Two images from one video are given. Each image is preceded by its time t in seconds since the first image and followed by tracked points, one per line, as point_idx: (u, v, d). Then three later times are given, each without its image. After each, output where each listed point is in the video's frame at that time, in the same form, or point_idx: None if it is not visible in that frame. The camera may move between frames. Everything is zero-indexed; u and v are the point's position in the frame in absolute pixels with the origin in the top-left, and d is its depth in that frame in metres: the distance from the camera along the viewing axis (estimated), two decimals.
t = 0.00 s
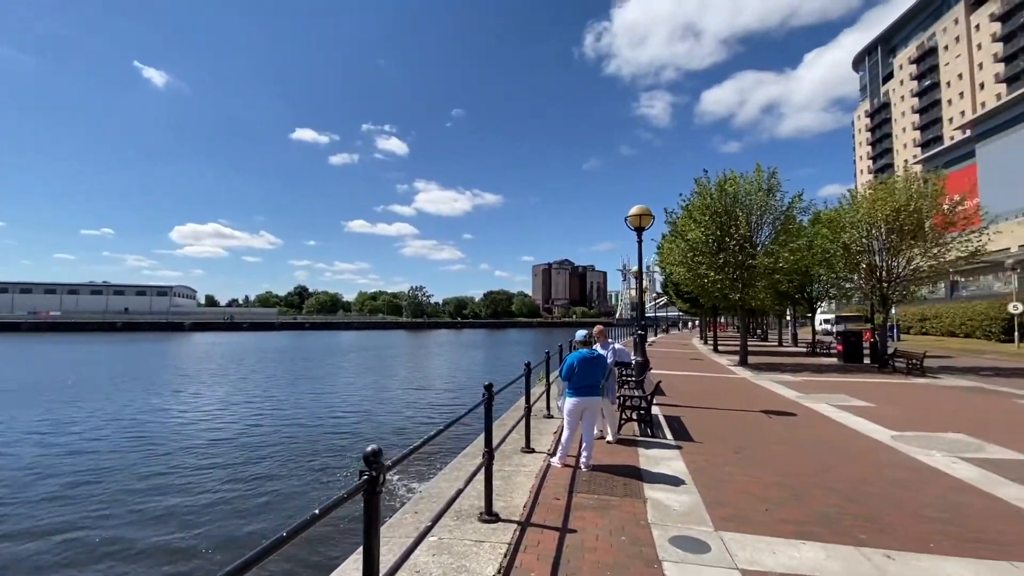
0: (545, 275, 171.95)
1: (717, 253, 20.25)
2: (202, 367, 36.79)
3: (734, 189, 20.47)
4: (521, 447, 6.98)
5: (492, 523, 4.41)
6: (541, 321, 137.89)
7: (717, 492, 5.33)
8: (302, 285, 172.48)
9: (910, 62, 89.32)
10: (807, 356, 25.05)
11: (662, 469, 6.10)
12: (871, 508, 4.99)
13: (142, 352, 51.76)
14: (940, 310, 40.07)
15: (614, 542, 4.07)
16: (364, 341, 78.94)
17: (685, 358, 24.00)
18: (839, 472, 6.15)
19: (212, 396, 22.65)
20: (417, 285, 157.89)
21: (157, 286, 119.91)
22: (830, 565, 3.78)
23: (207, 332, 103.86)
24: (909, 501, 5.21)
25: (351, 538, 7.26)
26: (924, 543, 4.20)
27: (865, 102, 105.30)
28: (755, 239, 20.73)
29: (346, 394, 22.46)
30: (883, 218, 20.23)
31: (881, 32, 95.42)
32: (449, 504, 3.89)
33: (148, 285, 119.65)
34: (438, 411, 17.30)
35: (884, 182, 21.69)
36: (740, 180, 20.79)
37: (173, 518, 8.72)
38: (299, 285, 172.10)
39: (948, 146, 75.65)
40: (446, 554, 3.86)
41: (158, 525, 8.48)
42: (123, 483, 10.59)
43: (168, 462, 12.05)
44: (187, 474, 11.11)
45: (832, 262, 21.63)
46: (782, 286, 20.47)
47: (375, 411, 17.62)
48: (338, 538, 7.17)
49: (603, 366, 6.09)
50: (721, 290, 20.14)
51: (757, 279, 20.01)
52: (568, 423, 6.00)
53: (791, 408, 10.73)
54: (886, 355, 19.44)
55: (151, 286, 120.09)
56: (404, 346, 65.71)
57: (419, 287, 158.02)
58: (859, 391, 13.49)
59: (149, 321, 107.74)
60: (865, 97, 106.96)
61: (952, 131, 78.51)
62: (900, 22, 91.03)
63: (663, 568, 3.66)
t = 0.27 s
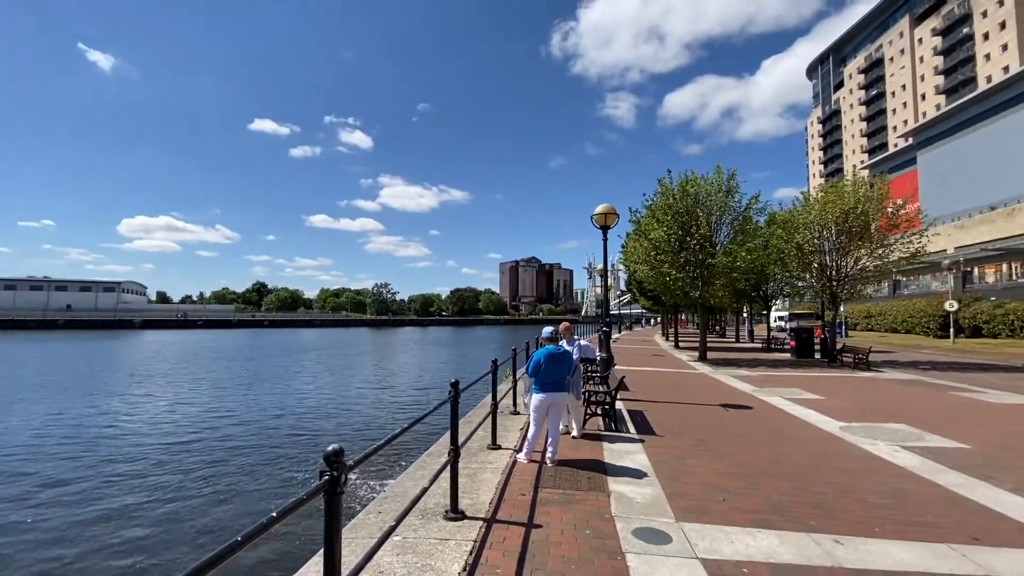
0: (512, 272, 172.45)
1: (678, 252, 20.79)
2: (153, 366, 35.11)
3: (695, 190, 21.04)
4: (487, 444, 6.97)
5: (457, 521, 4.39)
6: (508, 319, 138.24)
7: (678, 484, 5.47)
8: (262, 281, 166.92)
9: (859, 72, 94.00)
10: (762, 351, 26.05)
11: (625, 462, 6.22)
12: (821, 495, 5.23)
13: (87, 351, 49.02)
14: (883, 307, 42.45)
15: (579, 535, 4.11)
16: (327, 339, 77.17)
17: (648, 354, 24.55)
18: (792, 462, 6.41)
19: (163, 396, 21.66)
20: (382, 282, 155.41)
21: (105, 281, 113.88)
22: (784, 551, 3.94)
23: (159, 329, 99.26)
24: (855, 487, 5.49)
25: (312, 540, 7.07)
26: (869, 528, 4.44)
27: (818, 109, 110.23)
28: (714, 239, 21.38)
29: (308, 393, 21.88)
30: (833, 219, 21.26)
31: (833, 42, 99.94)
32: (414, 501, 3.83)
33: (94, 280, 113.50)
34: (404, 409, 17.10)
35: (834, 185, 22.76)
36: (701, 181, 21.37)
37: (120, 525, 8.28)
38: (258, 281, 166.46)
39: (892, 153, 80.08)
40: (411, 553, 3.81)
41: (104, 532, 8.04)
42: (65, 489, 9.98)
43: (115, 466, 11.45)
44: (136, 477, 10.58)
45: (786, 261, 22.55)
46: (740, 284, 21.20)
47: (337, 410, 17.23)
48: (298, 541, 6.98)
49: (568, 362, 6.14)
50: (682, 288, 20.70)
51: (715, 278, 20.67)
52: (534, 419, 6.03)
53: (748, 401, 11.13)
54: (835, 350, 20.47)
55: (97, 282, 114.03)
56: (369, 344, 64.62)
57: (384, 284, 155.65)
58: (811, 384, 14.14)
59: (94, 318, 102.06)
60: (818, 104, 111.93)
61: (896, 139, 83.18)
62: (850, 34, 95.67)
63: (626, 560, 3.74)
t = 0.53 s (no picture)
0: (482, 270, 172.18)
1: (646, 251, 21.20)
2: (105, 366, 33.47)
3: (662, 190, 21.48)
4: (457, 443, 6.94)
5: (426, 520, 4.35)
6: (478, 317, 138.06)
7: (644, 478, 5.59)
8: (222, 278, 161.28)
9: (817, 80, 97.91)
10: (725, 348, 26.87)
11: (593, 457, 6.31)
12: (780, 486, 5.43)
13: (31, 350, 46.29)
14: (838, 305, 44.38)
15: (549, 531, 4.15)
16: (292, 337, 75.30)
17: (616, 351, 24.97)
18: (753, 455, 6.63)
19: (116, 397, 20.66)
20: (349, 279, 152.59)
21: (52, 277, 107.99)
22: (745, 541, 4.08)
23: (111, 328, 94.70)
24: (811, 478, 5.74)
25: (275, 543, 6.90)
26: (825, 516, 4.64)
27: (778, 114, 114.24)
28: (680, 239, 21.87)
29: (272, 392, 21.28)
30: (792, 221, 22.10)
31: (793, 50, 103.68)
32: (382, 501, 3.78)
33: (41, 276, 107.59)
34: (371, 408, 16.84)
35: (793, 188, 23.64)
36: (667, 182, 21.81)
37: (68, 532, 7.85)
38: (219, 278, 160.73)
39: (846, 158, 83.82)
40: (379, 553, 3.76)
41: (50, 540, 7.60)
42: (6, 496, 9.40)
43: (62, 470, 10.84)
44: (86, 482, 10.05)
45: (748, 260, 23.29)
46: (704, 283, 21.79)
47: (302, 410, 16.82)
48: (261, 545, 6.78)
49: (540, 359, 6.18)
50: (649, 286, 21.12)
51: (681, 277, 21.16)
52: (504, 416, 6.03)
53: (711, 397, 11.44)
54: (793, 346, 21.30)
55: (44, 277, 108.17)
56: (335, 342, 63.32)
57: (352, 281, 152.87)
58: (770, 380, 14.66)
59: (40, 316, 96.54)
60: (778, 109, 116.01)
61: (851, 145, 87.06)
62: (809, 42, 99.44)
63: (595, 554, 3.79)
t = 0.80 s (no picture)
0: (457, 269, 171.35)
1: (618, 250, 21.49)
2: (59, 367, 31.91)
3: (635, 191, 21.78)
4: (430, 442, 6.90)
5: (398, 520, 4.31)
6: (453, 316, 137.31)
7: (616, 474, 5.66)
8: (187, 276, 155.87)
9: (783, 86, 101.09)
10: (695, 346, 27.49)
11: (567, 455, 6.35)
12: (747, 479, 5.57)
13: None
14: (801, 305, 45.94)
15: (522, 528, 4.16)
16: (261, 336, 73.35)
17: (589, 349, 25.21)
18: (722, 449, 6.78)
19: (71, 400, 19.71)
20: (321, 278, 149.60)
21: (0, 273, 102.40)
22: (712, 533, 4.17)
23: (66, 327, 90.35)
24: (776, 471, 5.92)
25: (240, 547, 6.70)
26: (789, 508, 4.78)
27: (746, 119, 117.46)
28: (652, 239, 22.22)
29: (239, 393, 20.68)
30: (759, 223, 22.78)
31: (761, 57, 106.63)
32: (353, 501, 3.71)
33: None
34: (342, 408, 16.55)
35: (760, 191, 24.34)
36: (640, 183, 22.14)
37: (18, 540, 7.46)
38: (183, 276, 155.30)
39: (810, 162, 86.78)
40: (350, 555, 3.70)
41: None
42: None
43: (11, 476, 10.28)
44: (37, 488, 9.56)
45: (716, 260, 23.86)
46: (674, 282, 22.20)
47: (271, 411, 16.41)
48: (225, 549, 6.58)
49: (514, 357, 6.19)
50: (622, 285, 21.42)
51: (652, 276, 21.51)
52: (478, 414, 6.01)
53: (681, 394, 11.67)
54: (759, 345, 21.93)
55: None
56: (305, 342, 62.01)
57: (323, 279, 149.92)
58: (738, 377, 15.06)
59: None
60: (746, 114, 119.29)
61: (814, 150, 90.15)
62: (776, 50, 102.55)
63: (567, 550, 3.82)
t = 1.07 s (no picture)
0: (435, 270, 170.09)
1: (596, 252, 21.70)
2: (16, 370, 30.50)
3: (612, 193, 21.99)
4: (406, 444, 6.82)
5: (373, 524, 4.24)
6: (431, 317, 136.25)
7: (593, 473, 5.70)
8: (154, 275, 150.78)
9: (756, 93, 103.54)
10: (670, 347, 27.95)
11: (544, 455, 6.36)
12: (721, 478, 5.67)
13: None
14: (772, 306, 47.13)
15: (498, 530, 4.14)
16: (232, 338, 71.33)
17: (566, 350, 25.37)
18: (696, 448, 6.89)
19: (29, 405, 18.85)
20: (295, 278, 146.60)
21: None
22: (687, 532, 4.23)
23: (23, 329, 86.33)
24: (748, 469, 6.04)
25: (208, 555, 6.49)
26: (761, 505, 4.89)
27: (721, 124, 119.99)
28: (629, 241, 22.48)
29: (210, 397, 20.12)
30: (732, 226, 23.30)
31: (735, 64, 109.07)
32: (326, 507, 3.62)
33: None
34: (317, 411, 16.24)
35: (733, 194, 24.88)
36: (617, 186, 22.37)
37: None
38: (150, 275, 150.21)
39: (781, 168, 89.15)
40: (323, 561, 3.63)
41: None
42: None
43: None
44: None
45: (691, 262, 24.29)
46: (651, 284, 22.50)
47: (243, 415, 16.02)
48: (193, 557, 6.38)
49: (492, 358, 6.17)
50: (599, 287, 21.63)
51: (630, 278, 21.74)
52: (456, 416, 5.96)
53: (657, 394, 11.83)
54: (731, 345, 22.40)
55: None
56: (279, 343, 60.66)
57: (298, 279, 146.94)
58: (711, 377, 15.36)
59: None
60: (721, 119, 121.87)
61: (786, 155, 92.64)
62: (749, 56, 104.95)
63: (544, 551, 3.81)
